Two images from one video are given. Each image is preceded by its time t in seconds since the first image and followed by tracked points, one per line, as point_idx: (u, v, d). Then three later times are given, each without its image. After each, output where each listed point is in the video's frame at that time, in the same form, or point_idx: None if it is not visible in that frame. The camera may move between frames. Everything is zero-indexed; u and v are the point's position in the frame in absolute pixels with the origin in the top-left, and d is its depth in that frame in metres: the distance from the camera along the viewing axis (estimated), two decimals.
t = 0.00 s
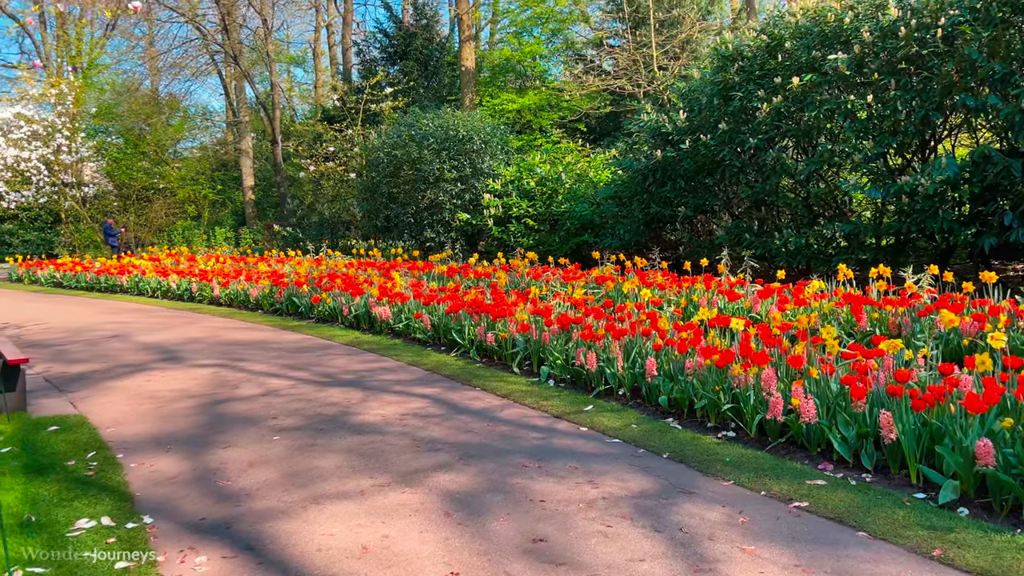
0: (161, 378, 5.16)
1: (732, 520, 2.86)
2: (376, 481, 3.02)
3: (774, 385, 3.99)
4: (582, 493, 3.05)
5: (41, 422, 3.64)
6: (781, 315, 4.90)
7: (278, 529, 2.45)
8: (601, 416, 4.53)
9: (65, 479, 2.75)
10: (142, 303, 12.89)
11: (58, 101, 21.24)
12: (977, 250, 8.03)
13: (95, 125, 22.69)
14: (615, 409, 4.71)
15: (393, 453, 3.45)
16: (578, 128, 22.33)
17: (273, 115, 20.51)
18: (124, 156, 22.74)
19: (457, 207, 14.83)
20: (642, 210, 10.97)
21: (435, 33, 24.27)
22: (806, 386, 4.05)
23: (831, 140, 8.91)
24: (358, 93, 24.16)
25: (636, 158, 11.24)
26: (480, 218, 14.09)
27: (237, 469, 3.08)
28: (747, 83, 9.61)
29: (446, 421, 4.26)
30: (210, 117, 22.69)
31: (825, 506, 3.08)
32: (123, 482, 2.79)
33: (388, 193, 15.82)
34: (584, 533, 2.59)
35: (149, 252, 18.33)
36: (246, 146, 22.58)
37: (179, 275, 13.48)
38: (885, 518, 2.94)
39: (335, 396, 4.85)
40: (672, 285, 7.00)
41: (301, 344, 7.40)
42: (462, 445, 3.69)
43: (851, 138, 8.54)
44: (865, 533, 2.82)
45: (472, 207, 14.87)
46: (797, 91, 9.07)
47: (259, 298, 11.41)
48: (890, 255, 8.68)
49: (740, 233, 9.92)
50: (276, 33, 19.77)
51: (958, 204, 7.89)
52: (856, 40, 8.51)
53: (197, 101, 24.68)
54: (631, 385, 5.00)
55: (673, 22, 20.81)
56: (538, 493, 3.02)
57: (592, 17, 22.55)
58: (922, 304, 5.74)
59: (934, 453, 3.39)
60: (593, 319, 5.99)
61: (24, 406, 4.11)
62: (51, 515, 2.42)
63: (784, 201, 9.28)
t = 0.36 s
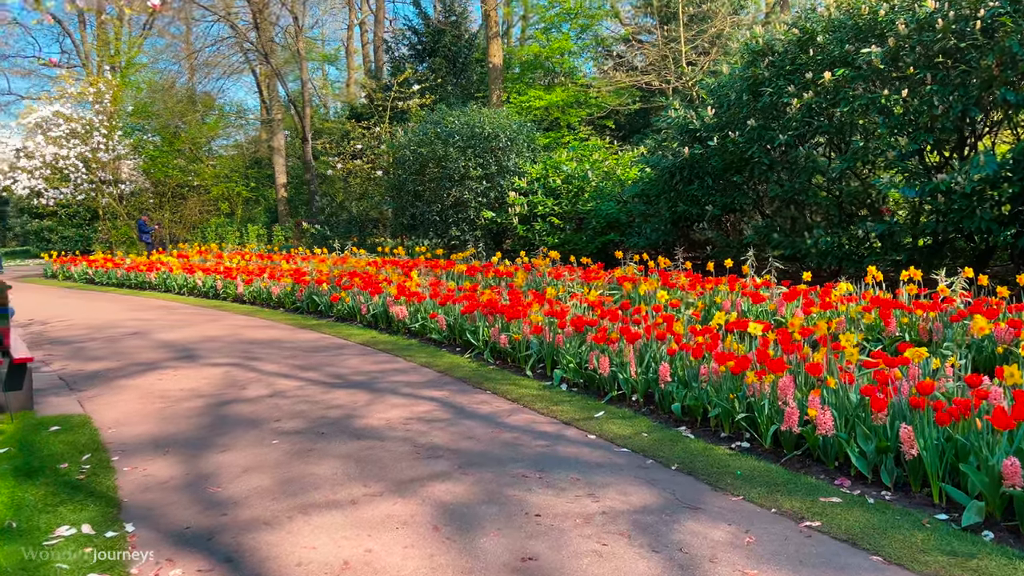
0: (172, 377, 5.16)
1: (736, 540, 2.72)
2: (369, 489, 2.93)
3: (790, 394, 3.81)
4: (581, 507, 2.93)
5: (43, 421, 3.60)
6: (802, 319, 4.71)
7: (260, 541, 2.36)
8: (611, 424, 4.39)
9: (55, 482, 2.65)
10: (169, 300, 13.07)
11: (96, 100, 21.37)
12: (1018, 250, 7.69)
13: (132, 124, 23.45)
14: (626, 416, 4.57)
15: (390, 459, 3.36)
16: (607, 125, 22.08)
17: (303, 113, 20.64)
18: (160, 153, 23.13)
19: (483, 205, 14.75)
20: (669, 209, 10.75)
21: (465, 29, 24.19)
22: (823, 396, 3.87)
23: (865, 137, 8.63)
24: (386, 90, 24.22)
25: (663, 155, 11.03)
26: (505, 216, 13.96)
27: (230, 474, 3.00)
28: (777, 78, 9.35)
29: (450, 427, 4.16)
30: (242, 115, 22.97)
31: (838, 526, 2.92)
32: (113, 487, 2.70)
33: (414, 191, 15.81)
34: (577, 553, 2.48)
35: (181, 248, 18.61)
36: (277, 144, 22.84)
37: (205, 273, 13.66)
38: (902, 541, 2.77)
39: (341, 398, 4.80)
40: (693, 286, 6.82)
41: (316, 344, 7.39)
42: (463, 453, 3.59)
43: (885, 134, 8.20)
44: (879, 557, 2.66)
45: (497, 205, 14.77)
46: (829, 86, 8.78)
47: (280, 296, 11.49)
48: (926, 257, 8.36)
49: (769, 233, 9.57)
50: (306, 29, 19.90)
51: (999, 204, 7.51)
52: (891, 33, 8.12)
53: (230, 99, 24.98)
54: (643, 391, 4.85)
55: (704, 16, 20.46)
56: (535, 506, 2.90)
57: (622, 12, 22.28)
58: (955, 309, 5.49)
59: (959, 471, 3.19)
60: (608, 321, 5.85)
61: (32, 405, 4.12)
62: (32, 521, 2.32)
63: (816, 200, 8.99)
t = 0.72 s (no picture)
0: (193, 375, 5.20)
1: (755, 558, 2.59)
2: (376, 495, 2.85)
3: (819, 401, 3.64)
4: (592, 519, 2.82)
5: (60, 420, 3.62)
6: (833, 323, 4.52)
7: (258, 549, 2.30)
8: (631, 429, 4.26)
9: (60, 483, 2.62)
10: (202, 297, 13.31)
11: (137, 99, 22.01)
12: None
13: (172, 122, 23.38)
14: (648, 421, 4.43)
15: (400, 464, 3.30)
16: (640, 121, 21.85)
17: (338, 110, 20.79)
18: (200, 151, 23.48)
19: (514, 202, 14.71)
20: (703, 207, 10.52)
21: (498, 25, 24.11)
22: (854, 404, 3.69)
23: (907, 132, 8.33)
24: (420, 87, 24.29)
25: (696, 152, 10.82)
26: (536, 214, 13.84)
27: (237, 477, 2.96)
28: (814, 72, 9.08)
29: (465, 430, 4.09)
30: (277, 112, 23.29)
31: (866, 546, 2.76)
32: (118, 489, 2.67)
33: (445, 188, 15.82)
34: (584, 569, 2.38)
35: (217, 245, 18.97)
36: (315, 140, 22.80)
37: (236, 270, 13.90)
38: (933, 563, 2.61)
39: (358, 399, 4.77)
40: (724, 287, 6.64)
41: (340, 344, 7.43)
42: (475, 458, 3.51)
43: (926, 130, 7.88)
44: None
45: (528, 202, 14.70)
46: (869, 80, 8.50)
47: (309, 294, 11.62)
48: (970, 257, 8.05)
49: (804, 232, 9.35)
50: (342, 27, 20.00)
51: None
52: (934, 24, 7.78)
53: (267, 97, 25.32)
54: (667, 396, 4.70)
55: (742, 10, 20.09)
56: (544, 517, 2.80)
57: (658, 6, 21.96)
58: (999, 313, 5.22)
59: (999, 487, 3.01)
60: (633, 323, 5.71)
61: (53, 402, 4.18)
62: (32, 523, 2.28)
63: (854, 198, 8.71)
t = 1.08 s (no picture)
0: (221, 374, 5.23)
1: None
2: (393, 503, 2.76)
3: (862, 411, 3.42)
4: (617, 534, 2.68)
5: (85, 418, 3.65)
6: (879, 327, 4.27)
7: (266, 559, 2.22)
8: (663, 436, 4.09)
9: (75, 484, 2.59)
10: (240, 294, 13.57)
11: (182, 98, 22.92)
12: None
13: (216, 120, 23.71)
14: (681, 428, 4.24)
15: (421, 470, 3.20)
16: (682, 117, 21.48)
17: (377, 108, 20.92)
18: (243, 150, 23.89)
19: (551, 200, 14.57)
20: (744, 204, 10.20)
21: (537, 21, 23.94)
22: (901, 414, 3.47)
23: (959, 126, 7.94)
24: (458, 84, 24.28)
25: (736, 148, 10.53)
26: (573, 212, 13.65)
27: (254, 481, 2.91)
28: (862, 65, 8.72)
29: (490, 434, 3.98)
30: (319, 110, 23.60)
31: (912, 569, 2.57)
32: (133, 492, 2.63)
33: (482, 185, 15.77)
34: None
35: (258, 242, 19.34)
36: (356, 139, 22.89)
37: (273, 267, 14.16)
38: None
39: (384, 400, 4.71)
40: (766, 287, 6.36)
41: (371, 342, 7.43)
42: (498, 464, 3.40)
43: (981, 124, 7.50)
44: None
45: (565, 199, 14.53)
46: (920, 72, 8.12)
47: (343, 291, 11.70)
48: None
49: (851, 230, 8.99)
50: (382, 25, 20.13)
51: None
52: (989, 13, 7.42)
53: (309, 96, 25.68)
54: (702, 401, 4.48)
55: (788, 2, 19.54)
56: (566, 530, 2.67)
57: None
58: None
59: None
60: (668, 324, 5.51)
61: (82, 400, 4.24)
62: (41, 525, 2.24)
63: (903, 195, 8.33)
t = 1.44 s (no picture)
0: (256, 376, 5.27)
1: None
2: (417, 514, 2.69)
3: (915, 424, 3.21)
4: (648, 554, 2.56)
5: (119, 419, 3.69)
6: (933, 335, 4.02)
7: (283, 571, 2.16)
8: (702, 447, 3.93)
9: (100, 487, 2.59)
10: (284, 293, 13.80)
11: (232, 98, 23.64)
12: None
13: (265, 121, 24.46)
14: (721, 438, 4.06)
15: (447, 478, 3.12)
16: (729, 113, 21.00)
17: (421, 107, 21.00)
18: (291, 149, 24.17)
19: (593, 198, 14.38)
20: (793, 203, 9.87)
21: (582, 17, 23.73)
22: (956, 429, 3.25)
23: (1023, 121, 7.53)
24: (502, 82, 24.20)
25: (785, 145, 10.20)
26: (617, 211, 13.43)
27: (278, 487, 2.87)
28: (918, 58, 8.33)
29: (522, 441, 3.88)
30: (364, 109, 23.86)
31: None
32: (156, 496, 2.61)
33: (524, 184, 15.70)
34: None
35: (303, 240, 19.66)
36: (401, 138, 23.04)
37: (316, 266, 14.37)
38: None
39: (417, 403, 4.67)
40: (814, 290, 6.09)
41: (408, 343, 7.43)
42: (528, 474, 3.30)
43: None
44: None
45: (608, 198, 14.34)
46: (980, 66, 7.73)
47: (383, 291, 11.78)
48: None
49: (905, 230, 8.62)
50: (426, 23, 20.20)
51: None
52: None
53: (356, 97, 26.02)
54: (745, 410, 4.28)
55: None
56: (595, 548, 2.56)
57: None
58: None
59: None
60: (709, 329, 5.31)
61: (119, 400, 4.31)
62: (62, 531, 2.23)
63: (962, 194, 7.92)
